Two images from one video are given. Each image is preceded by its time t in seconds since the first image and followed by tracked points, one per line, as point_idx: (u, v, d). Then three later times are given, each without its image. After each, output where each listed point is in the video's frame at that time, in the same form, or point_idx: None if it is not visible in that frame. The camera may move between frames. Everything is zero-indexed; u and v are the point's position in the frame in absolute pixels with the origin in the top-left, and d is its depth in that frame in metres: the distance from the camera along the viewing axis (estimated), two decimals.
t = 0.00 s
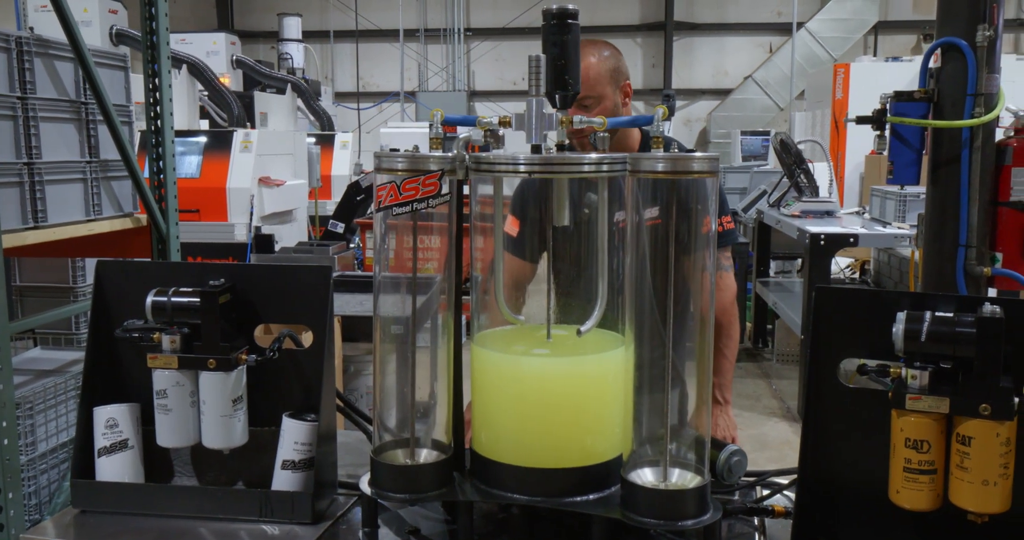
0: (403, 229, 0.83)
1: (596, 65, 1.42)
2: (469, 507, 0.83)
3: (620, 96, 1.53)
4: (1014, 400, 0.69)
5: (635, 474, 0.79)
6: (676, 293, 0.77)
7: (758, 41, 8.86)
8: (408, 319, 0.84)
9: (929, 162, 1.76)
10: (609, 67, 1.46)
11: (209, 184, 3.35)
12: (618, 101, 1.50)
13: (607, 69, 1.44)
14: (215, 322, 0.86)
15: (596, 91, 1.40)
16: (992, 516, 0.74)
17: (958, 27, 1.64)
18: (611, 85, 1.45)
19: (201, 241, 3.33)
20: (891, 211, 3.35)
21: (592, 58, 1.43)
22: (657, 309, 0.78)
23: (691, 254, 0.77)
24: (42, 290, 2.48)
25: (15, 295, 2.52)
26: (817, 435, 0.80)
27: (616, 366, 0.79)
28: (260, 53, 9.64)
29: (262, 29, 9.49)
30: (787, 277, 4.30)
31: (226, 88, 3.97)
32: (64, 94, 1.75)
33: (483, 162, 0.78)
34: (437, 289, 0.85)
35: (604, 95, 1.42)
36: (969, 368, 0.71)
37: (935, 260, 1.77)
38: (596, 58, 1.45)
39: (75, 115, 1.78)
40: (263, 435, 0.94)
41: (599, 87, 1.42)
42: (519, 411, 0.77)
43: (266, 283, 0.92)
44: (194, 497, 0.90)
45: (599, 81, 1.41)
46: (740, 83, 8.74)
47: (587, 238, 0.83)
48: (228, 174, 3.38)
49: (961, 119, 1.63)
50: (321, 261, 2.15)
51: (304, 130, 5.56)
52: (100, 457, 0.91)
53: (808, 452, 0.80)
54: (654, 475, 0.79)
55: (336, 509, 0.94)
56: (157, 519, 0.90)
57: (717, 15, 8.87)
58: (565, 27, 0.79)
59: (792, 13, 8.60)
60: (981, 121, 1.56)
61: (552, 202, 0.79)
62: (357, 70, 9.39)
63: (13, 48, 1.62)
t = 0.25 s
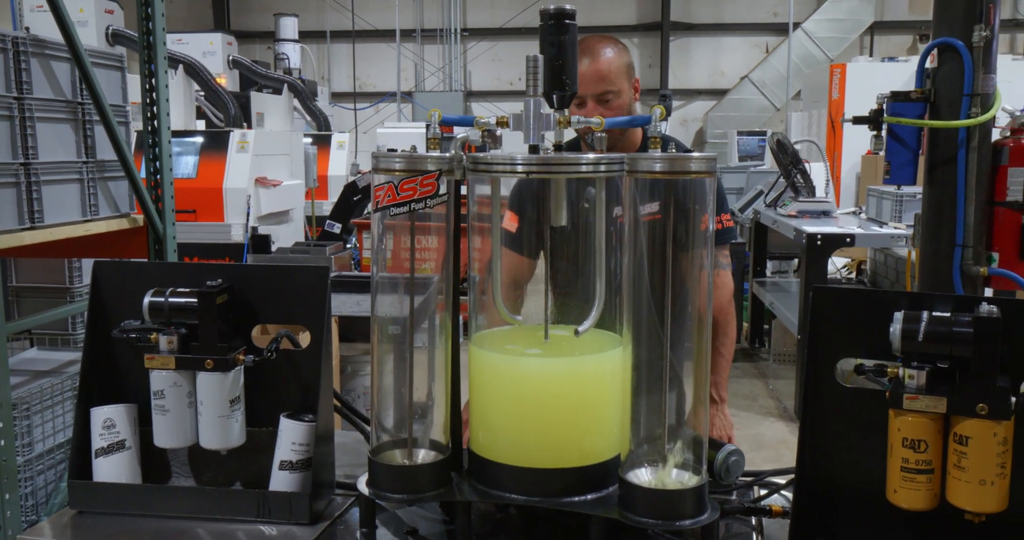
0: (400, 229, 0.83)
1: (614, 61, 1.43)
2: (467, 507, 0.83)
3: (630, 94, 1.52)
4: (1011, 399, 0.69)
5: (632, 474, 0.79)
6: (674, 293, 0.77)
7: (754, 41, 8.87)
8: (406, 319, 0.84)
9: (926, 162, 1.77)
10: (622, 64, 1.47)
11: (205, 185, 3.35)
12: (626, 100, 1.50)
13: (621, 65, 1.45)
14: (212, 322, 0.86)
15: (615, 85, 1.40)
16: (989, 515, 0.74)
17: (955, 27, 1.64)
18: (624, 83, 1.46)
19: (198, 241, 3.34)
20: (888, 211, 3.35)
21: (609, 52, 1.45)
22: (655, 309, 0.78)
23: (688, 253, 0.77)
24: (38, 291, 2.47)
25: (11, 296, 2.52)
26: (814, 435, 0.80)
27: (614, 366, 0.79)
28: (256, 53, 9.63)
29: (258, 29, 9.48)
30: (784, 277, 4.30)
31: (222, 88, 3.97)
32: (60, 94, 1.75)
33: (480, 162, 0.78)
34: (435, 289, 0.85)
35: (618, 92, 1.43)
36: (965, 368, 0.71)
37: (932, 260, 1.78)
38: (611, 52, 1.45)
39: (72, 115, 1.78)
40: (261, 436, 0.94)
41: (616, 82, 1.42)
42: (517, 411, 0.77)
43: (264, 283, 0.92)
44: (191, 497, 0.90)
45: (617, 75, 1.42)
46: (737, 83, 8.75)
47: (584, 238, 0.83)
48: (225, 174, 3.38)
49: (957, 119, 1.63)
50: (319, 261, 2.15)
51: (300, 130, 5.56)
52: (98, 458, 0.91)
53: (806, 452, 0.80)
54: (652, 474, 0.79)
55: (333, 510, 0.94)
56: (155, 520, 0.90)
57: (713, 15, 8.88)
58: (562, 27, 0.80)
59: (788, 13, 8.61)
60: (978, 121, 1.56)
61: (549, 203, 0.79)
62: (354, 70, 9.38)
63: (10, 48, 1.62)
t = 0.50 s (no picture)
0: (392, 231, 0.82)
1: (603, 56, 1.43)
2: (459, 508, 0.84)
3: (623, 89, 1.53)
4: (998, 398, 0.70)
5: (624, 474, 0.80)
6: (665, 294, 0.78)
7: (741, 42, 8.92)
8: (398, 321, 0.84)
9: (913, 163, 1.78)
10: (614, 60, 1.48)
11: (194, 185, 3.33)
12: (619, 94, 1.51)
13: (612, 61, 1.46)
14: (203, 324, 0.86)
15: (599, 79, 1.40)
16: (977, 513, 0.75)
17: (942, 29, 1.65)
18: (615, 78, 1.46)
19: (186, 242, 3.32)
20: (875, 211, 3.38)
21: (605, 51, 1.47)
22: (646, 309, 0.78)
23: (679, 254, 0.77)
24: (24, 292, 2.45)
25: None
26: (804, 434, 0.80)
27: (605, 368, 0.79)
28: (243, 53, 9.59)
29: (245, 29, 9.44)
30: (772, 277, 4.33)
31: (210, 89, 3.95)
32: (48, 95, 1.73)
33: (471, 164, 0.78)
34: (426, 290, 0.85)
35: (605, 87, 1.43)
36: (954, 367, 0.72)
37: (919, 260, 1.79)
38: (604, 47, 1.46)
39: (60, 116, 1.76)
40: (252, 438, 0.94)
41: (603, 77, 1.42)
42: (509, 413, 0.77)
43: (254, 286, 0.92)
44: (181, 500, 0.89)
45: (603, 70, 1.42)
46: (724, 84, 8.79)
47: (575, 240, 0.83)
48: (213, 175, 3.36)
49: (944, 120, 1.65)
50: (308, 263, 2.14)
51: (288, 130, 5.53)
52: (88, 460, 0.90)
53: (796, 452, 0.80)
54: (642, 474, 0.80)
55: (325, 511, 0.93)
56: (145, 523, 0.89)
57: (700, 16, 8.92)
58: (553, 29, 0.80)
59: (774, 14, 8.66)
60: (964, 123, 1.58)
61: (540, 203, 0.79)
62: (341, 71, 9.36)
63: None
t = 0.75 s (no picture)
0: (384, 232, 0.82)
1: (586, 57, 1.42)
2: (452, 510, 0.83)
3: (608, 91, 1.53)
4: (990, 399, 0.70)
5: (617, 475, 0.80)
6: (657, 294, 0.77)
7: (734, 42, 8.94)
8: (390, 322, 0.84)
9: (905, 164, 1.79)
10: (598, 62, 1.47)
11: (185, 186, 3.32)
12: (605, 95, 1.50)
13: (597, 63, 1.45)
14: (195, 326, 0.85)
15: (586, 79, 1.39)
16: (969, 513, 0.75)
17: (933, 30, 1.66)
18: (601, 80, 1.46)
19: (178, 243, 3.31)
20: (867, 211, 3.39)
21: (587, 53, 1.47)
22: (638, 309, 0.78)
23: (671, 254, 0.77)
24: (15, 293, 2.43)
25: None
26: (797, 435, 0.81)
27: (598, 369, 0.79)
28: (235, 53, 9.56)
29: (237, 28, 9.41)
30: (764, 276, 4.34)
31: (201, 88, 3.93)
32: (38, 95, 1.72)
33: (464, 165, 0.78)
34: (418, 291, 0.84)
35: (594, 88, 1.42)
36: (946, 368, 0.72)
37: (911, 260, 1.80)
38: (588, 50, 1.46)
39: (50, 117, 1.75)
40: (244, 440, 0.93)
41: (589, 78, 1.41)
42: (502, 414, 0.77)
43: (246, 287, 0.91)
44: (173, 502, 0.89)
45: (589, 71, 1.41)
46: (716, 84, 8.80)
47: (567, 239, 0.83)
48: (205, 175, 3.35)
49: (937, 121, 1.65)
50: (301, 263, 2.13)
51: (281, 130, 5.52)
52: (78, 463, 0.90)
53: (789, 452, 0.80)
54: (635, 475, 0.79)
55: (317, 513, 0.93)
56: (136, 525, 0.89)
57: (693, 16, 8.93)
58: (546, 30, 0.80)
59: (767, 14, 8.68)
60: (955, 124, 1.58)
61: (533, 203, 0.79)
62: (334, 70, 9.34)
63: None
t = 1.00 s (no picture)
0: (379, 231, 0.82)
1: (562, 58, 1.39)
2: (447, 510, 0.83)
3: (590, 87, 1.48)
4: (988, 398, 0.69)
5: (613, 475, 0.79)
6: (654, 293, 0.77)
7: (731, 42, 8.94)
8: (385, 322, 0.83)
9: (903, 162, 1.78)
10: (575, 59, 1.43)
11: (182, 185, 3.31)
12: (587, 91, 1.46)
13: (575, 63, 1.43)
14: (188, 324, 0.85)
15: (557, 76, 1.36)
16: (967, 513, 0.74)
17: (930, 29, 1.66)
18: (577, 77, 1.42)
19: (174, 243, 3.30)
20: (864, 210, 3.39)
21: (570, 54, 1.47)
22: (634, 308, 0.78)
23: (668, 251, 0.77)
24: (10, 293, 2.42)
25: None
26: (794, 434, 0.80)
27: (594, 370, 0.79)
28: (232, 53, 9.55)
29: (235, 28, 9.40)
30: (761, 276, 4.33)
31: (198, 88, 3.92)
32: (33, 94, 1.71)
33: (459, 163, 0.77)
34: (413, 290, 0.84)
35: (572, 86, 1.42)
36: (944, 367, 0.72)
37: (909, 260, 1.80)
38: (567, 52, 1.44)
39: (44, 115, 1.74)
40: (238, 439, 0.93)
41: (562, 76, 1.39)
42: (498, 415, 0.77)
43: (240, 286, 0.91)
44: (166, 503, 0.88)
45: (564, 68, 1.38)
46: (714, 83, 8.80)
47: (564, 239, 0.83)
48: (202, 175, 3.34)
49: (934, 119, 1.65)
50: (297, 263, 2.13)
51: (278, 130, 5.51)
52: (71, 463, 0.89)
53: (786, 452, 0.80)
54: (632, 475, 0.79)
55: (312, 513, 0.92)
56: (130, 526, 0.88)
57: (691, 15, 8.93)
58: (541, 27, 0.79)
59: (764, 14, 8.68)
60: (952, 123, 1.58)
61: (528, 202, 0.78)
62: (331, 70, 9.33)
63: None
